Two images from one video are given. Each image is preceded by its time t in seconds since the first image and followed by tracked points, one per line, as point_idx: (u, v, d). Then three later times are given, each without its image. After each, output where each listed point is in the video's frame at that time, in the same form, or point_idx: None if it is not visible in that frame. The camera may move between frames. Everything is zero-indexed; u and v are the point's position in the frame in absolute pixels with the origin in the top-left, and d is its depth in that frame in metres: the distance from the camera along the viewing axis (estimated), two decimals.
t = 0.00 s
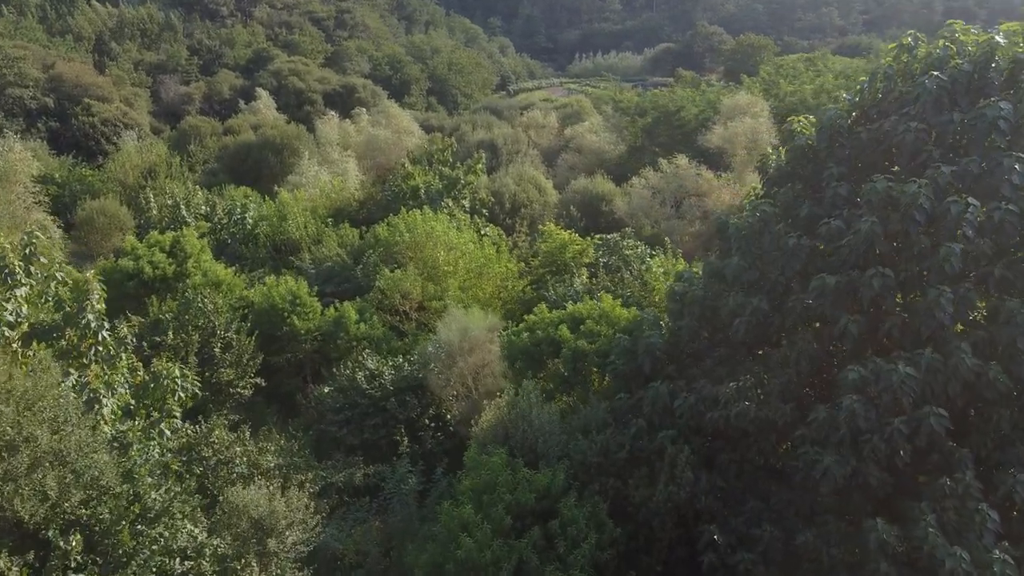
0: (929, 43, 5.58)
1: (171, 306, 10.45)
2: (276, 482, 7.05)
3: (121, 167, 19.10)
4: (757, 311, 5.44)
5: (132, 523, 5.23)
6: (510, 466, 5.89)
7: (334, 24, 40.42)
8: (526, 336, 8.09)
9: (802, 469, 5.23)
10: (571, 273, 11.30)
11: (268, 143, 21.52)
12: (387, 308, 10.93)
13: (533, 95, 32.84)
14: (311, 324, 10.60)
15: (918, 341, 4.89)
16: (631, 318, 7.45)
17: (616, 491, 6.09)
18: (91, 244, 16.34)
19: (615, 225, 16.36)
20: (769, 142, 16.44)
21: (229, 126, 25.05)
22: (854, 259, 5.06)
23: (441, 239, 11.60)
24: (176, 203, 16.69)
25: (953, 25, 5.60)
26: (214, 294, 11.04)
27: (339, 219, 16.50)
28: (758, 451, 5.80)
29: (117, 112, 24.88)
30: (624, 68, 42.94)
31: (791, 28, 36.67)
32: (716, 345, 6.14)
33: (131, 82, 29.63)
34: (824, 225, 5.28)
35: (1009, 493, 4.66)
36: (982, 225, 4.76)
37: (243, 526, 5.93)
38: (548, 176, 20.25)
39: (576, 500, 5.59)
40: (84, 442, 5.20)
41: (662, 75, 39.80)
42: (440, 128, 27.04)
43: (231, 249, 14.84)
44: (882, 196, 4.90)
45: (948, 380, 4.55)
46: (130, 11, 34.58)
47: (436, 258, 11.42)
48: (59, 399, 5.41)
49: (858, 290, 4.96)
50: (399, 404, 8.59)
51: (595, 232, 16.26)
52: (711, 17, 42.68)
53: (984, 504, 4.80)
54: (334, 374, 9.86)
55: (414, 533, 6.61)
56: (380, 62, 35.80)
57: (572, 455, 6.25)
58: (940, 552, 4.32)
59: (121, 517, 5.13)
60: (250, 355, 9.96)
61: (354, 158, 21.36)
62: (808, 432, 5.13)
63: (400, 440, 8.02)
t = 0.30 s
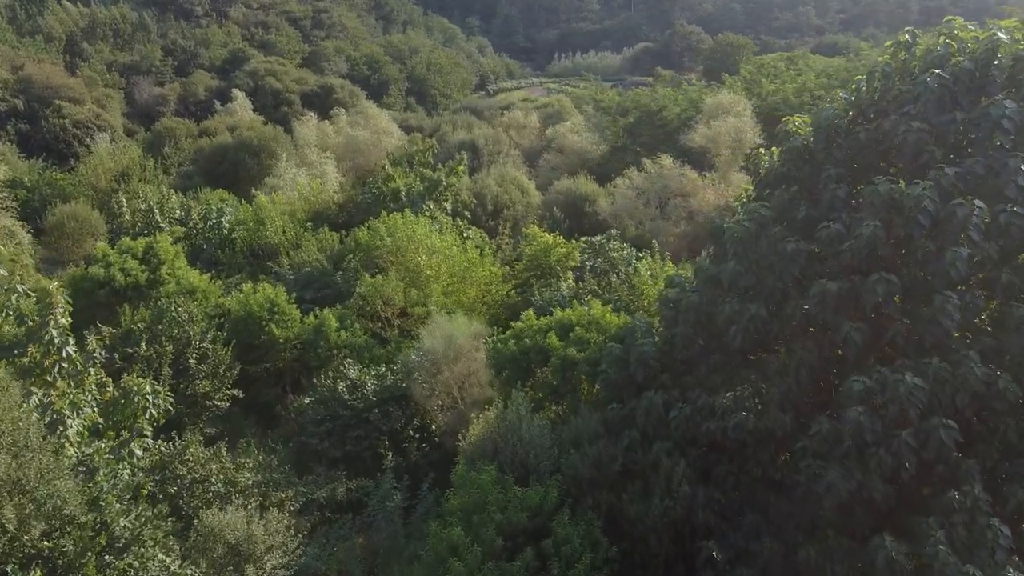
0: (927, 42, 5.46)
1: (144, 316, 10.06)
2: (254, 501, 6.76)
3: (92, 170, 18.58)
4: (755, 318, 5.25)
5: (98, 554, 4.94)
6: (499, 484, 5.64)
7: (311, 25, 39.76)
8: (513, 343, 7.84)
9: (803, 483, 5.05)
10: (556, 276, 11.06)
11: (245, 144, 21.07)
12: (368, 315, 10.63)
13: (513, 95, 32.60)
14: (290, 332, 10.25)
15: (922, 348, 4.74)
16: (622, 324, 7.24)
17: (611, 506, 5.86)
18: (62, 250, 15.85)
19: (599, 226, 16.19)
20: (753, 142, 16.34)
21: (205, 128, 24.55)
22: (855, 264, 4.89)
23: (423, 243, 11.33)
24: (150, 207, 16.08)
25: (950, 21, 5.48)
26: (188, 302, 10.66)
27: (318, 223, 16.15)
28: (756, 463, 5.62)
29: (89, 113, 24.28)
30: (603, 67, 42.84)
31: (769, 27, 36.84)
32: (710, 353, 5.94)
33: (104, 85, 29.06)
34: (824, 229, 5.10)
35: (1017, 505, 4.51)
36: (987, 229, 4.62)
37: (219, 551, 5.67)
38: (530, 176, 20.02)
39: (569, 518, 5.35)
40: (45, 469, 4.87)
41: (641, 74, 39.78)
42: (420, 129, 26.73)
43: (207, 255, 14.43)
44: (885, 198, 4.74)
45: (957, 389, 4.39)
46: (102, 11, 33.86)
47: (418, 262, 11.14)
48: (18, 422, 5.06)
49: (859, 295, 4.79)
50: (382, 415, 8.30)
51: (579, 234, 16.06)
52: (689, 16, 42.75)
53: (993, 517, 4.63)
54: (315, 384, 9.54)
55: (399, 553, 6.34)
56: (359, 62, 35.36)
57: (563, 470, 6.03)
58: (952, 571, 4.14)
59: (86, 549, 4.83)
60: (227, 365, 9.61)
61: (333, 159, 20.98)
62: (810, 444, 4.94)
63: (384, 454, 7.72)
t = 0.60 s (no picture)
0: (932, 39, 5.29)
1: (121, 324, 9.69)
2: (238, 520, 6.44)
3: (69, 173, 18.10)
4: (759, 327, 5.05)
5: None
6: (494, 502, 5.41)
7: (293, 24, 39.24)
8: (506, 351, 7.59)
9: (811, 499, 4.85)
10: (547, 280, 10.80)
11: (226, 146, 20.64)
12: (354, 322, 10.32)
13: (498, 95, 32.33)
14: (274, 340, 9.92)
15: (933, 357, 4.57)
16: (618, 332, 7.01)
17: (610, 522, 5.64)
18: (38, 254, 15.40)
19: (587, 227, 15.99)
20: (743, 142, 16.20)
21: (186, 129, 24.10)
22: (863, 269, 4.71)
23: (410, 247, 11.05)
24: (128, 211, 15.51)
25: (956, 18, 5.32)
26: (167, 310, 10.30)
27: (302, 226, 15.80)
28: (760, 476, 5.43)
29: (66, 114, 23.75)
30: (588, 66, 42.70)
31: (752, 26, 36.86)
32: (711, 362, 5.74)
33: (82, 86, 28.53)
34: (830, 234, 4.91)
35: None
36: (1001, 234, 4.45)
37: None
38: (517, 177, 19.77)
39: (568, 538, 5.12)
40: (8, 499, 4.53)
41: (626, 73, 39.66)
42: (404, 130, 26.41)
43: (187, 260, 14.05)
44: (895, 202, 4.56)
45: (973, 401, 4.21)
46: (79, 11, 33.21)
47: (405, 266, 10.86)
48: None
49: (869, 303, 4.61)
50: (370, 427, 7.98)
51: (567, 236, 15.85)
52: (673, 15, 42.68)
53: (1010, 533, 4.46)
54: (299, 394, 9.24)
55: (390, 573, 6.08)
56: (342, 62, 34.94)
57: (560, 485, 5.80)
58: None
59: None
60: (208, 375, 9.27)
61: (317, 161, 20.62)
62: (818, 458, 4.74)
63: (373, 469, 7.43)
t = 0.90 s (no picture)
0: (941, 35, 5.10)
1: (101, 332, 9.36)
2: (222, 539, 6.19)
3: (49, 175, 17.67)
4: (767, 334, 4.85)
5: None
6: (492, 521, 5.20)
7: (278, 23, 38.71)
8: (500, 358, 7.36)
9: (821, 516, 4.67)
10: (540, 283, 10.55)
11: (210, 146, 20.22)
12: (342, 328, 10.05)
13: (486, 94, 32.02)
14: (259, 346, 9.60)
15: (949, 367, 4.40)
16: (617, 339, 6.78)
17: (612, 538, 5.43)
18: (17, 258, 14.99)
19: (579, 227, 15.79)
20: (735, 141, 16.07)
21: (169, 130, 23.67)
22: (876, 275, 4.53)
23: (399, 250, 10.79)
24: (109, 213, 15.05)
25: (965, 12, 5.15)
26: (148, 317, 9.97)
27: (289, 229, 15.48)
28: (767, 490, 5.24)
29: (46, 115, 23.26)
30: (576, 65, 42.53)
31: (739, 25, 36.76)
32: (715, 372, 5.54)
33: (63, 86, 28.00)
34: (840, 238, 4.72)
35: None
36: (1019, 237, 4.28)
37: None
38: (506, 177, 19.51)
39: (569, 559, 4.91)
40: None
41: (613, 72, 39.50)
42: (391, 129, 26.06)
43: (171, 264, 13.70)
44: (909, 206, 4.38)
45: (992, 414, 4.04)
46: (60, 10, 32.61)
47: (394, 270, 10.58)
48: None
49: (884, 310, 4.42)
50: (359, 438, 7.69)
51: (558, 237, 15.63)
52: (659, 14, 42.53)
53: None
54: (286, 403, 8.95)
55: None
56: (328, 61, 34.53)
57: (559, 501, 5.59)
58: None
59: None
60: (191, 385, 8.96)
61: (303, 161, 20.26)
62: (829, 472, 4.56)
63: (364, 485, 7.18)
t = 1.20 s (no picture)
0: (956, 28, 4.87)
1: (77, 341, 9.00)
2: (204, 561, 5.90)
3: (27, 175, 17.18)
4: (778, 344, 4.61)
5: None
6: (489, 543, 4.94)
7: (263, 20, 38.15)
8: (495, 367, 7.09)
9: (837, 535, 4.44)
10: (532, 286, 10.29)
11: (192, 146, 19.77)
12: (329, 333, 9.74)
13: (473, 92, 31.70)
14: (243, 353, 9.27)
15: (971, 379, 4.18)
16: (616, 346, 6.53)
17: (615, 558, 5.18)
18: None
19: (570, 227, 15.55)
20: (727, 139, 15.90)
21: (152, 129, 23.19)
22: (894, 282, 4.31)
23: (388, 252, 10.49)
24: (88, 215, 14.42)
25: (980, 5, 4.94)
26: (127, 324, 9.63)
27: (274, 231, 15.11)
28: (776, 506, 5.00)
29: (24, 115, 22.71)
30: (563, 63, 42.29)
31: (726, 22, 36.64)
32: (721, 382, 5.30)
33: (42, 84, 27.41)
34: (855, 243, 4.50)
35: None
36: None
37: None
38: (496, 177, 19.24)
39: None
40: None
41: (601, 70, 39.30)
42: (378, 128, 25.70)
43: (152, 268, 13.32)
44: (930, 208, 4.16)
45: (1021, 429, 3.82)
46: (38, 7, 31.93)
47: (382, 273, 10.29)
48: None
49: (903, 318, 4.20)
50: (348, 450, 7.38)
51: (549, 237, 15.39)
52: (646, 11, 42.35)
53: None
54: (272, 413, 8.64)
55: None
56: (313, 59, 34.09)
57: (559, 520, 5.33)
58: None
59: None
60: (173, 395, 8.62)
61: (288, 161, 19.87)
62: (846, 490, 4.33)
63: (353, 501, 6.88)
